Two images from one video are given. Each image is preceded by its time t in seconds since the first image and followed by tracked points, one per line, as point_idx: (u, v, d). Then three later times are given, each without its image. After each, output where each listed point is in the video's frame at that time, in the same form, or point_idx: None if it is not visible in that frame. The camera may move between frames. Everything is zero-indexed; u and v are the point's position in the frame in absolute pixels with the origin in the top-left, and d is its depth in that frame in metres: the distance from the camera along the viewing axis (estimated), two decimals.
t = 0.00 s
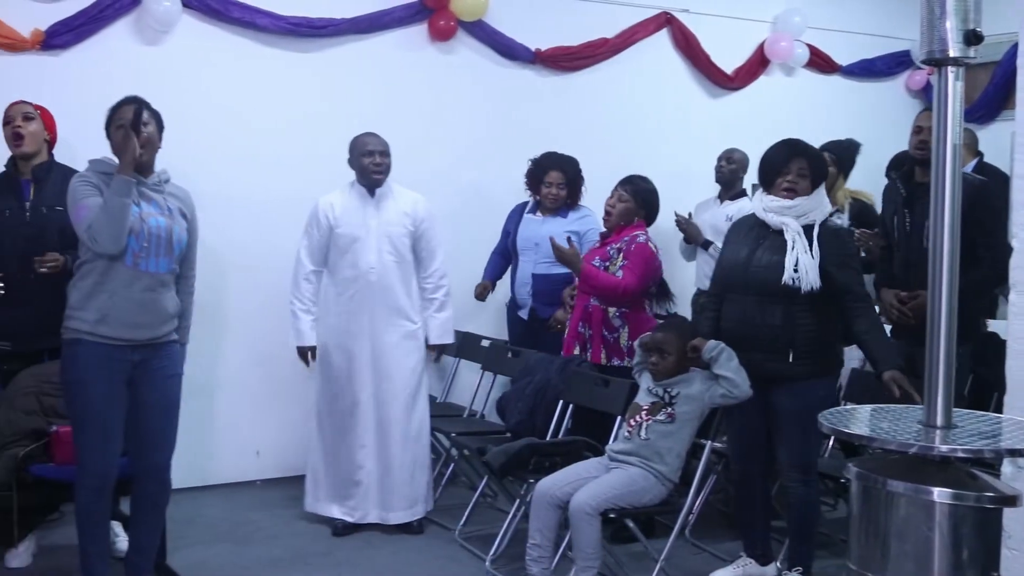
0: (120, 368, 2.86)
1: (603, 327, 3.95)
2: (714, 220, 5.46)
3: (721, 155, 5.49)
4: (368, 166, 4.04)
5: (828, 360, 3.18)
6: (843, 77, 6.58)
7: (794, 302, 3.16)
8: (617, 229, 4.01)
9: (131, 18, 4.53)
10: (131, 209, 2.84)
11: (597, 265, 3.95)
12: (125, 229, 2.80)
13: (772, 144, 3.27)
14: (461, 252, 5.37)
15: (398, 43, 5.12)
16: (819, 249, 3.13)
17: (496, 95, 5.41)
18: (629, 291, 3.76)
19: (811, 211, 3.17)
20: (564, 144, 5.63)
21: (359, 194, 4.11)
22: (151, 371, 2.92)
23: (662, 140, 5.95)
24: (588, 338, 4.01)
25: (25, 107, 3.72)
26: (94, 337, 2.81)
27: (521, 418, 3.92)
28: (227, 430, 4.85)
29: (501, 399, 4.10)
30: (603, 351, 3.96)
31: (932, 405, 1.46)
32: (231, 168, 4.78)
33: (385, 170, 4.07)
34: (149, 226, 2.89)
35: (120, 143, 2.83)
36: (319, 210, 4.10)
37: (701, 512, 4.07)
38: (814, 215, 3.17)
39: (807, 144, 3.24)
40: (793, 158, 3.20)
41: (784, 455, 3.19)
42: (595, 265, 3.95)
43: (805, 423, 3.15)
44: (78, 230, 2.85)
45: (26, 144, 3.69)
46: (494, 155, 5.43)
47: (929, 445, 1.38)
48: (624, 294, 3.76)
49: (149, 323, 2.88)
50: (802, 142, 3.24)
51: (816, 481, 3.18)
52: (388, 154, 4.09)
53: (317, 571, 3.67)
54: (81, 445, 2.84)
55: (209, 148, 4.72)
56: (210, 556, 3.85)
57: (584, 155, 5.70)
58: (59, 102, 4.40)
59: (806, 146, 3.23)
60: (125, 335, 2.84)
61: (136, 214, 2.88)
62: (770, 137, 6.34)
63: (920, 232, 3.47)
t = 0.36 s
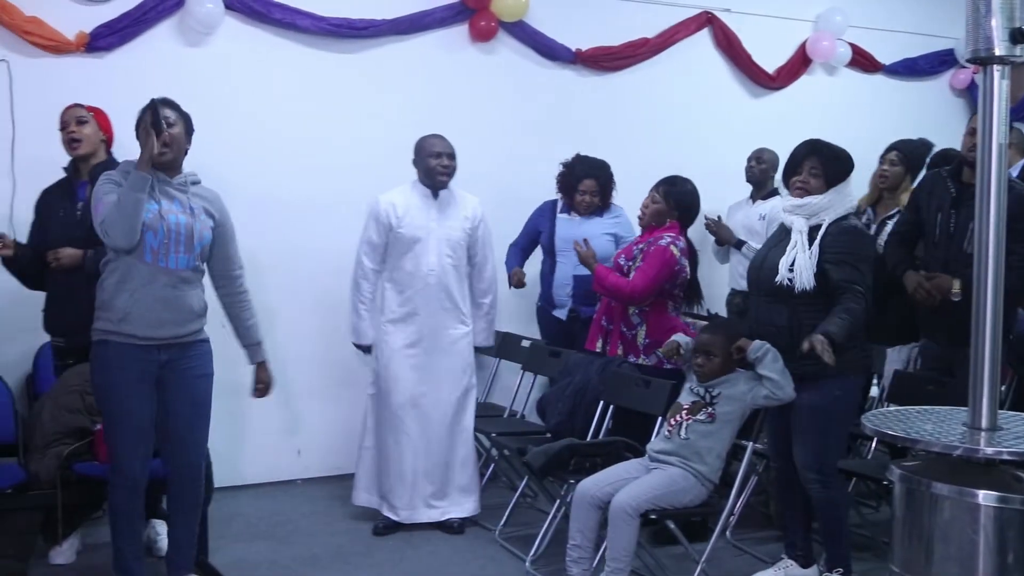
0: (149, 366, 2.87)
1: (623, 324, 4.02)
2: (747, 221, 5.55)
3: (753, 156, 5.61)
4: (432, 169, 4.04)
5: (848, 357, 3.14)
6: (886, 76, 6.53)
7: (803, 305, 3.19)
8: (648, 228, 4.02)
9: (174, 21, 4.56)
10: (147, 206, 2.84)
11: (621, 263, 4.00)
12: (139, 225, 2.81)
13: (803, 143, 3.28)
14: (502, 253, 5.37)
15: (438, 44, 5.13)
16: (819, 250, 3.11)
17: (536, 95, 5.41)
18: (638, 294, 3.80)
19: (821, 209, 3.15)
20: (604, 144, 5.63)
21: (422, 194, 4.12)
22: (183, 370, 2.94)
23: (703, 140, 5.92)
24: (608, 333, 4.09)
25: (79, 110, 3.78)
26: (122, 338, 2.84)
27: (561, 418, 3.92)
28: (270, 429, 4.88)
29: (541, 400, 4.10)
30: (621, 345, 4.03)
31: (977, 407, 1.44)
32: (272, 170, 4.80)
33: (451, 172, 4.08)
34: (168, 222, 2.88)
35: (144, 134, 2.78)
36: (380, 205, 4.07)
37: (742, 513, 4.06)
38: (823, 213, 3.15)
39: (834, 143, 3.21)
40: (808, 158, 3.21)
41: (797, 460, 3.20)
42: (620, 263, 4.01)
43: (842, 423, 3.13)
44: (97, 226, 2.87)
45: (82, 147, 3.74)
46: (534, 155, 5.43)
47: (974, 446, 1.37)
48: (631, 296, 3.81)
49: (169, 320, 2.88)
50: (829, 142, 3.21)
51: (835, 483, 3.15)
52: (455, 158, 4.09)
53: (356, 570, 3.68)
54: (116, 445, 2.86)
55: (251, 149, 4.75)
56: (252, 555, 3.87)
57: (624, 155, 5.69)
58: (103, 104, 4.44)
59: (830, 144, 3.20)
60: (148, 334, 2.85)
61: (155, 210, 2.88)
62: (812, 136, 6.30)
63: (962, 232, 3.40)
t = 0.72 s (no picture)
0: (170, 371, 2.89)
1: (691, 328, 3.91)
2: (789, 223, 5.61)
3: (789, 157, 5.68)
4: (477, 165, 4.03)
5: (901, 360, 3.10)
6: (935, 74, 6.47)
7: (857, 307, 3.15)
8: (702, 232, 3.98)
9: (223, 23, 4.59)
10: (156, 217, 2.87)
11: (687, 269, 3.90)
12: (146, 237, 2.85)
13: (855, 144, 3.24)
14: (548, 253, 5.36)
15: (484, 44, 5.13)
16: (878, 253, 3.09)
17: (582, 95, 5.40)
18: (719, 298, 3.76)
19: (880, 211, 3.13)
20: (649, 145, 5.61)
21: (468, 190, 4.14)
22: (214, 369, 2.94)
23: (750, 140, 5.89)
24: (675, 339, 3.96)
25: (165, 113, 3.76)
26: (140, 335, 2.89)
27: (608, 417, 3.91)
28: (316, 429, 4.91)
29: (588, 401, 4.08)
30: (690, 350, 3.92)
31: None
32: (319, 171, 4.83)
33: (496, 168, 4.06)
34: (180, 231, 2.89)
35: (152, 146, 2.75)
36: (426, 200, 4.08)
37: (789, 515, 4.03)
38: (881, 214, 3.13)
39: (886, 142, 3.18)
40: (862, 158, 3.17)
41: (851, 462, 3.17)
42: (685, 268, 3.91)
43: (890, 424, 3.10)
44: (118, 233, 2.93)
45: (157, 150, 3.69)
46: (580, 156, 5.43)
47: None
48: (716, 301, 3.76)
49: (186, 326, 2.89)
50: (881, 141, 3.18)
51: (888, 485, 3.13)
52: (500, 154, 4.07)
53: (402, 570, 3.69)
54: (150, 439, 2.90)
55: (298, 150, 4.78)
56: (299, 554, 3.89)
57: (671, 156, 5.67)
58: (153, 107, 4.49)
59: (883, 144, 3.17)
60: (169, 340, 2.87)
61: (168, 219, 2.91)
62: (860, 136, 6.25)
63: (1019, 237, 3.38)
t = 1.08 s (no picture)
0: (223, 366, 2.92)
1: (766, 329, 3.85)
2: (828, 224, 5.60)
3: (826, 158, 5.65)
4: (503, 164, 4.01)
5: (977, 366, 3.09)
6: (980, 74, 6.41)
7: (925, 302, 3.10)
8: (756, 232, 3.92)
9: (265, 25, 4.62)
10: (196, 222, 2.89)
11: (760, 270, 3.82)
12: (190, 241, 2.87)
13: (919, 146, 3.19)
14: (588, 253, 5.35)
15: (525, 45, 5.14)
16: (964, 252, 3.05)
17: (621, 95, 5.39)
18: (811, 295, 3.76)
19: (960, 211, 3.08)
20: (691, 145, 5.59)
21: (494, 189, 4.15)
22: (268, 368, 2.97)
23: (792, 140, 5.86)
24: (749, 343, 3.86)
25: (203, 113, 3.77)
26: (194, 339, 2.91)
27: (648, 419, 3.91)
28: (357, 429, 4.92)
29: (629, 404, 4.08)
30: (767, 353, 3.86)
31: None
32: (359, 171, 4.84)
33: (520, 166, 4.04)
34: (221, 234, 2.91)
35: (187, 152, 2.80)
36: (452, 201, 4.12)
37: (830, 518, 4.00)
38: (963, 214, 3.09)
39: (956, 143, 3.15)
40: (936, 159, 3.13)
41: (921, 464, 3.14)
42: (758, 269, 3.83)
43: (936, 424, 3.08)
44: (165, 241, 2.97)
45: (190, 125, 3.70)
46: (621, 156, 5.42)
47: None
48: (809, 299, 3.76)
49: (237, 325, 2.91)
50: (950, 142, 3.15)
51: (955, 488, 3.11)
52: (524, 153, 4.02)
53: (443, 570, 3.70)
54: (198, 442, 2.91)
55: (339, 151, 4.80)
56: (338, 554, 3.91)
57: (712, 156, 5.65)
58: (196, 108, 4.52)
59: (955, 145, 3.14)
60: (222, 340, 2.90)
61: (208, 224, 2.92)
62: (904, 136, 6.20)
63: None
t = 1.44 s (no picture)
0: (286, 366, 2.93)
1: (812, 333, 3.77)
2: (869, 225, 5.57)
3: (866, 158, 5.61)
4: (523, 175, 3.98)
5: None
6: None
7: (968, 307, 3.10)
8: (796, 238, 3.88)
9: (307, 26, 4.64)
10: (275, 223, 2.89)
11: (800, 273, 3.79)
12: (271, 244, 2.89)
13: (973, 147, 3.17)
14: (628, 253, 5.34)
15: (566, 45, 5.13)
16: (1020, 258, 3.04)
17: (663, 95, 5.37)
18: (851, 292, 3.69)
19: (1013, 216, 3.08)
20: (732, 145, 5.57)
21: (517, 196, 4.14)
22: (317, 369, 2.99)
23: (835, 139, 5.82)
24: (796, 347, 3.78)
25: (214, 115, 3.87)
26: (261, 340, 2.90)
27: (690, 419, 3.93)
28: (398, 428, 4.94)
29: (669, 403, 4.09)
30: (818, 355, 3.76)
31: None
32: (400, 171, 4.86)
33: (540, 173, 3.99)
34: (296, 234, 2.93)
35: (262, 157, 2.89)
36: (479, 210, 4.15)
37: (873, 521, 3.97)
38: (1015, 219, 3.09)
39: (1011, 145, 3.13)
40: (990, 162, 3.11)
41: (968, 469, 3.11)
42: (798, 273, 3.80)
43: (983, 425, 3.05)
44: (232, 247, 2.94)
45: (218, 149, 3.83)
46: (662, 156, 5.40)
47: None
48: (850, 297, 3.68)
49: (304, 322, 2.92)
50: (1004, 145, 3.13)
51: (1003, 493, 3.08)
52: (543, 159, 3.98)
53: (486, 570, 3.70)
54: (252, 441, 2.89)
55: (381, 152, 4.81)
56: (379, 553, 3.92)
57: (754, 156, 5.63)
58: (238, 109, 4.55)
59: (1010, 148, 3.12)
60: (287, 338, 2.91)
61: (282, 224, 2.93)
62: (948, 135, 6.15)
63: None
